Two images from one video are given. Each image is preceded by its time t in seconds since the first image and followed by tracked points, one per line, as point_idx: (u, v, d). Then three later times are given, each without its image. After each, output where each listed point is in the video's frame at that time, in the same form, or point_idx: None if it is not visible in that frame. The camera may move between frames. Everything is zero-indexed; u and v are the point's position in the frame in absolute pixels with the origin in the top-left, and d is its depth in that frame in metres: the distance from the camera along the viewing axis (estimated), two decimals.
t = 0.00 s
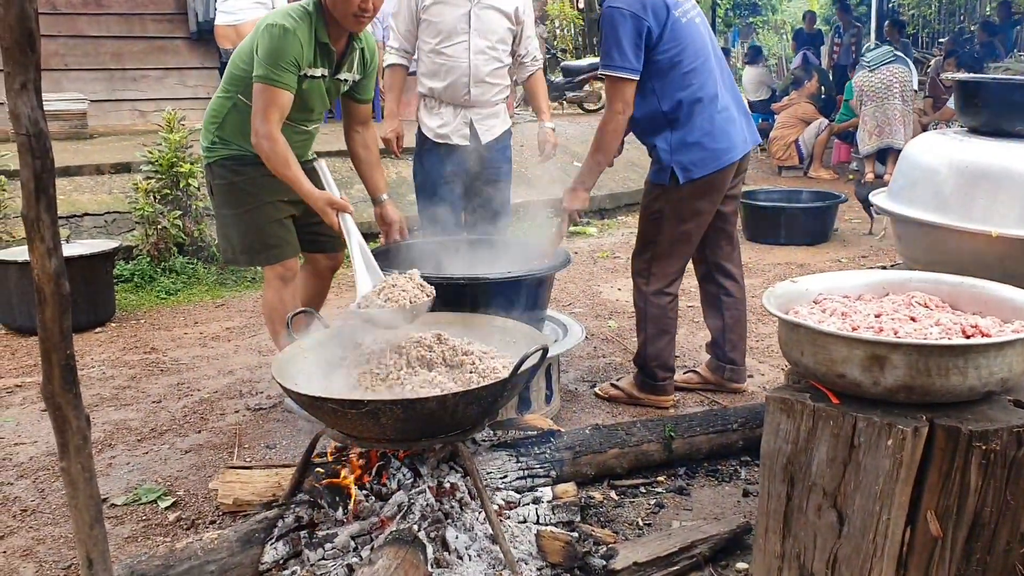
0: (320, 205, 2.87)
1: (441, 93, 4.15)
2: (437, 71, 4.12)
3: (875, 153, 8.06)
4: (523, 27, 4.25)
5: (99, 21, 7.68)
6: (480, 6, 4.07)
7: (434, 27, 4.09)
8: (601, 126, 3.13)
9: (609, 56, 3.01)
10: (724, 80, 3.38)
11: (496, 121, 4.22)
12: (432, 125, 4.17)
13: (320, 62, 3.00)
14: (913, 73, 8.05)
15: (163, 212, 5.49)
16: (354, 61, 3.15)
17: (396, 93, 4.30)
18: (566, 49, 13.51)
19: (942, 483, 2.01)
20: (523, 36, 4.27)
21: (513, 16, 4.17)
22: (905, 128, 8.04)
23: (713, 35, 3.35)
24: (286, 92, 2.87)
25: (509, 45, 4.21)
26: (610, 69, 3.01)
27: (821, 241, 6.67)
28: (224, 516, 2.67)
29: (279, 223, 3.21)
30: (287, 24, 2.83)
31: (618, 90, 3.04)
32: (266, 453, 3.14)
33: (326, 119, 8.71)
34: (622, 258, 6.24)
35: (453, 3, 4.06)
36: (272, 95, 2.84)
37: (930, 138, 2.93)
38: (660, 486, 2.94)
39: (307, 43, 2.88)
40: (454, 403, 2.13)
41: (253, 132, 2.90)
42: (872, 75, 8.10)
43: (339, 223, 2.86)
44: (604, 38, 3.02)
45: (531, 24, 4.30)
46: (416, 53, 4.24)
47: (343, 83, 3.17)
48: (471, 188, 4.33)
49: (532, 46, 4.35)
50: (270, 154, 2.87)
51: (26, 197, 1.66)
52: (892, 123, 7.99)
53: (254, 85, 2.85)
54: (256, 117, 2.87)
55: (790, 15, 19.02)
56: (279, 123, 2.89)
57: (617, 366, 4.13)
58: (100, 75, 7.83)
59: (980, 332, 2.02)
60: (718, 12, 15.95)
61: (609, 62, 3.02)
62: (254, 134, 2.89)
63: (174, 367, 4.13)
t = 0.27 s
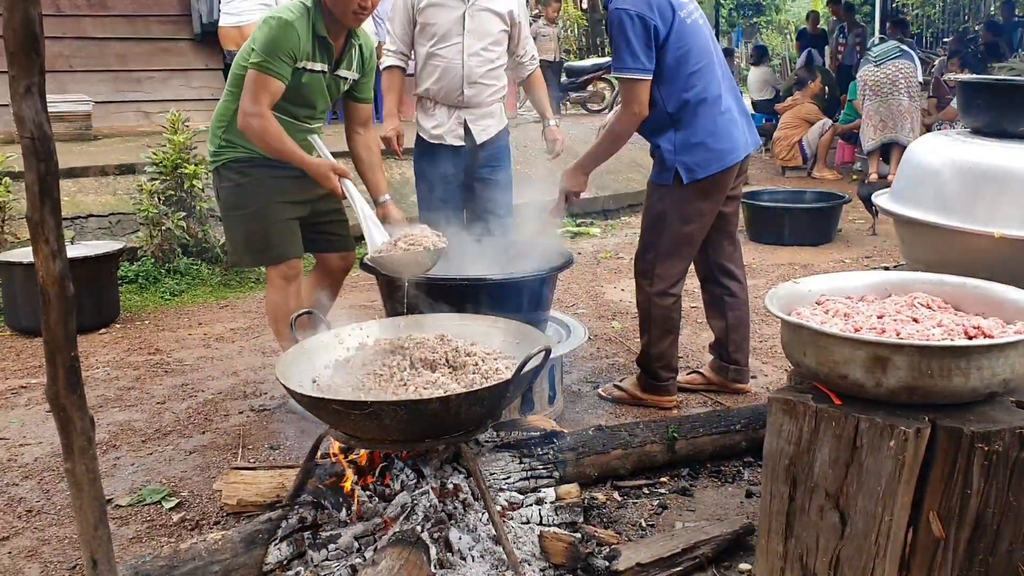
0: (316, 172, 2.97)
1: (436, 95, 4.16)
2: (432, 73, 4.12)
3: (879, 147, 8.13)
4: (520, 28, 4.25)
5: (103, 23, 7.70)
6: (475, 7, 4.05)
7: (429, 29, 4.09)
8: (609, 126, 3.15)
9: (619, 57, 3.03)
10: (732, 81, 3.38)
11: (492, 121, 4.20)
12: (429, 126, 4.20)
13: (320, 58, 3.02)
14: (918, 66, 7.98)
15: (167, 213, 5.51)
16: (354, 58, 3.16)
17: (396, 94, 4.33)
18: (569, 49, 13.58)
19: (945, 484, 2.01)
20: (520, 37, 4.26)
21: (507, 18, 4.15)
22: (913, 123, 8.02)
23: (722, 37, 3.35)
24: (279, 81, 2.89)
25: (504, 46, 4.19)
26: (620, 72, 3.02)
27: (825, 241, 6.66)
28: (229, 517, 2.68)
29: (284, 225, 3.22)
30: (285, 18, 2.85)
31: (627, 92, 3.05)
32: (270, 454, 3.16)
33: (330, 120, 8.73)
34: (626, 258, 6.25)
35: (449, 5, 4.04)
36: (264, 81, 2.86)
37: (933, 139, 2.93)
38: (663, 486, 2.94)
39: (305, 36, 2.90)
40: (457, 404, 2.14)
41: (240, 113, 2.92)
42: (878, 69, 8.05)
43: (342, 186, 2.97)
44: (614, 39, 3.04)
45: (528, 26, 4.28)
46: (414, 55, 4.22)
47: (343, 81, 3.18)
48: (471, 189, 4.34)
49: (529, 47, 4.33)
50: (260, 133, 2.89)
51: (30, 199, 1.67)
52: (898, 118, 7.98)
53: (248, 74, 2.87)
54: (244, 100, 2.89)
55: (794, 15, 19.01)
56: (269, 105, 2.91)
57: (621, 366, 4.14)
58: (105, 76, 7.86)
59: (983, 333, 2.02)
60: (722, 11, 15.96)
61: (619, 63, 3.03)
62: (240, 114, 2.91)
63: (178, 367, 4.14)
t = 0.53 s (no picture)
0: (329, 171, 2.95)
1: (432, 94, 4.16)
2: (427, 73, 4.13)
3: (879, 144, 8.12)
4: (513, 31, 4.28)
5: (105, 23, 7.72)
6: (470, 9, 4.07)
7: (425, 30, 4.09)
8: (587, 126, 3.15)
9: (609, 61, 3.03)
10: (730, 81, 3.39)
11: (487, 120, 4.21)
12: (424, 127, 4.20)
13: (319, 57, 3.03)
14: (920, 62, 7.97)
15: (169, 213, 5.52)
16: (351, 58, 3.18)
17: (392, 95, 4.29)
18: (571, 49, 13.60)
19: (946, 484, 2.01)
20: (513, 40, 4.30)
21: (502, 19, 4.17)
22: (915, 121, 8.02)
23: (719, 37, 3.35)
24: (281, 82, 2.90)
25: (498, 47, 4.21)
26: (608, 75, 3.03)
27: (826, 241, 6.66)
28: (231, 517, 2.69)
29: (281, 222, 3.23)
30: (285, 19, 2.87)
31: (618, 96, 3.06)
32: (272, 454, 3.16)
33: (331, 120, 8.74)
34: (627, 258, 6.25)
35: (445, 6, 4.06)
36: (267, 83, 2.86)
37: (934, 139, 2.93)
38: (664, 486, 2.95)
39: (304, 36, 2.91)
40: (458, 404, 2.14)
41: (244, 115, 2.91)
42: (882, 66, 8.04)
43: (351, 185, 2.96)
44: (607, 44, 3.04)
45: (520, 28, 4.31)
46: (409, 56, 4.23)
47: (341, 81, 3.20)
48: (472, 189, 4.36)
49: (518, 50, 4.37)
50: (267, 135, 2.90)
51: (32, 201, 1.68)
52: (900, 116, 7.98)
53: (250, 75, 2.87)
54: (246, 102, 2.89)
55: (795, 15, 19.02)
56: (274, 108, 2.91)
57: (622, 366, 4.14)
58: (106, 77, 7.87)
59: (983, 333, 2.02)
60: (723, 11, 15.97)
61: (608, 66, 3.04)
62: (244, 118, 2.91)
63: (180, 367, 4.15)
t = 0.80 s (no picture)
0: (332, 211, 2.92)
1: (438, 93, 4.17)
2: (433, 72, 4.14)
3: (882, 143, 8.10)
4: (525, 33, 4.23)
5: (108, 24, 7.73)
6: (480, 9, 4.06)
7: (433, 28, 4.10)
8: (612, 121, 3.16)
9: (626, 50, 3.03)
10: (738, 81, 3.39)
11: (492, 121, 4.19)
12: (429, 126, 4.22)
13: (325, 61, 3.02)
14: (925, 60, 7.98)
15: (172, 213, 5.53)
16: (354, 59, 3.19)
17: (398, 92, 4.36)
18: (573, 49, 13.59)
19: (947, 484, 2.01)
20: (524, 43, 4.26)
21: (512, 21, 4.14)
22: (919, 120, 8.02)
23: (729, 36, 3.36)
24: (297, 94, 2.87)
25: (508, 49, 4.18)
26: (625, 65, 3.03)
27: (828, 241, 6.66)
28: (233, 516, 2.69)
29: (283, 217, 3.23)
30: (294, 25, 2.84)
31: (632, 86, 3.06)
32: (274, 453, 3.17)
33: (334, 120, 8.75)
34: (629, 258, 6.25)
35: (454, 5, 4.06)
36: (283, 97, 2.84)
37: (936, 138, 2.92)
38: (666, 486, 2.95)
39: (314, 42, 2.89)
40: (461, 404, 2.15)
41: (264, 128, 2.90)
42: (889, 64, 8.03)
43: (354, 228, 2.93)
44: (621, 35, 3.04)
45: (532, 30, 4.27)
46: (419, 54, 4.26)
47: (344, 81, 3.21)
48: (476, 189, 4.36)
49: (531, 52, 4.33)
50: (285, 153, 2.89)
51: (36, 201, 1.68)
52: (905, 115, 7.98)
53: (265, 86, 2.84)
54: (267, 117, 2.86)
55: (798, 14, 19.03)
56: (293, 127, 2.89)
57: (624, 366, 4.14)
58: (110, 77, 7.89)
59: (985, 332, 2.02)
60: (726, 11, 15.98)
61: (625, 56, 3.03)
62: (266, 133, 2.89)
63: (183, 367, 4.16)
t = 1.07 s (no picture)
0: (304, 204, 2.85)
1: (456, 92, 4.16)
2: (451, 70, 4.13)
3: (885, 143, 8.07)
4: (547, 32, 4.16)
5: (108, 23, 7.72)
6: (499, 9, 4.01)
7: (453, 26, 4.08)
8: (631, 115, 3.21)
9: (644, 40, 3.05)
10: (747, 81, 3.40)
11: (510, 121, 4.16)
12: (446, 124, 4.24)
13: (321, 58, 3.01)
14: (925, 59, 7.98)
15: (173, 213, 5.53)
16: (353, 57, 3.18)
17: (421, 87, 4.40)
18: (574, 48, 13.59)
19: (947, 483, 2.01)
20: (548, 42, 4.20)
21: (533, 21, 4.07)
22: (922, 120, 8.04)
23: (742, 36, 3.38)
24: (282, 87, 2.86)
25: (527, 48, 4.11)
26: (646, 54, 3.04)
27: (828, 241, 6.66)
28: (234, 516, 2.69)
29: (281, 221, 3.23)
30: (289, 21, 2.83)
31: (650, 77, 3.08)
32: (275, 453, 3.17)
33: (335, 119, 8.75)
34: (630, 257, 6.24)
35: (474, 4, 4.02)
36: (267, 89, 2.83)
37: (937, 138, 2.93)
38: (666, 486, 2.95)
39: (310, 38, 2.88)
40: (461, 403, 2.15)
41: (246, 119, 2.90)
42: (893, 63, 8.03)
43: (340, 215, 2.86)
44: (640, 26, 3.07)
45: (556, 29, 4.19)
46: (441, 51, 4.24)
47: (343, 78, 3.21)
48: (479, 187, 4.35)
49: (556, 50, 4.26)
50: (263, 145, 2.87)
51: (37, 200, 1.69)
52: (908, 115, 8.00)
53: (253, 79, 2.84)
54: (249, 107, 2.86)
55: (798, 13, 19.04)
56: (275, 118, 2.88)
57: (625, 366, 4.15)
58: (110, 77, 7.89)
59: (985, 332, 2.03)
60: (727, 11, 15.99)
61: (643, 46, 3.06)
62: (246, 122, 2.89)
63: (184, 367, 4.16)
